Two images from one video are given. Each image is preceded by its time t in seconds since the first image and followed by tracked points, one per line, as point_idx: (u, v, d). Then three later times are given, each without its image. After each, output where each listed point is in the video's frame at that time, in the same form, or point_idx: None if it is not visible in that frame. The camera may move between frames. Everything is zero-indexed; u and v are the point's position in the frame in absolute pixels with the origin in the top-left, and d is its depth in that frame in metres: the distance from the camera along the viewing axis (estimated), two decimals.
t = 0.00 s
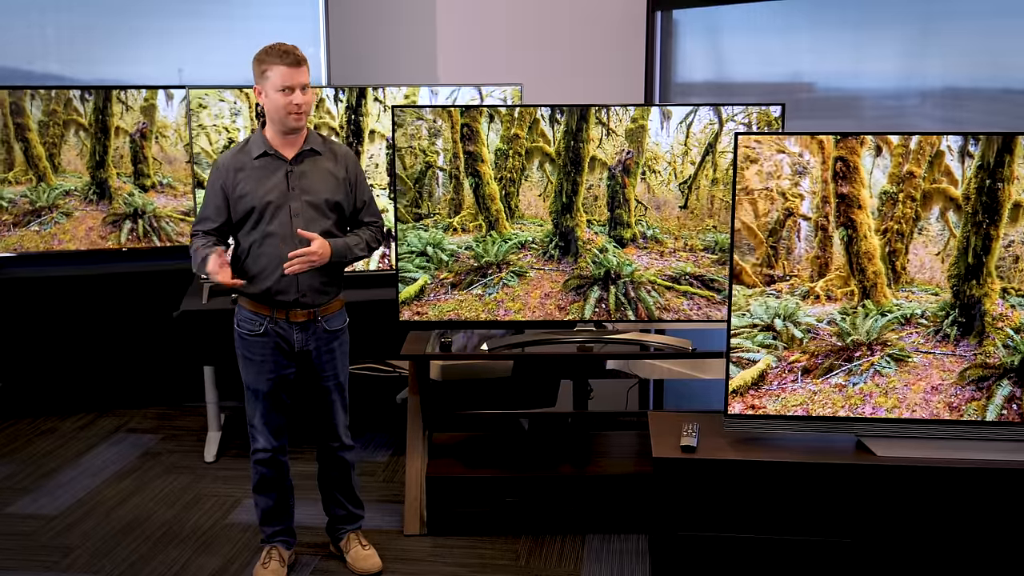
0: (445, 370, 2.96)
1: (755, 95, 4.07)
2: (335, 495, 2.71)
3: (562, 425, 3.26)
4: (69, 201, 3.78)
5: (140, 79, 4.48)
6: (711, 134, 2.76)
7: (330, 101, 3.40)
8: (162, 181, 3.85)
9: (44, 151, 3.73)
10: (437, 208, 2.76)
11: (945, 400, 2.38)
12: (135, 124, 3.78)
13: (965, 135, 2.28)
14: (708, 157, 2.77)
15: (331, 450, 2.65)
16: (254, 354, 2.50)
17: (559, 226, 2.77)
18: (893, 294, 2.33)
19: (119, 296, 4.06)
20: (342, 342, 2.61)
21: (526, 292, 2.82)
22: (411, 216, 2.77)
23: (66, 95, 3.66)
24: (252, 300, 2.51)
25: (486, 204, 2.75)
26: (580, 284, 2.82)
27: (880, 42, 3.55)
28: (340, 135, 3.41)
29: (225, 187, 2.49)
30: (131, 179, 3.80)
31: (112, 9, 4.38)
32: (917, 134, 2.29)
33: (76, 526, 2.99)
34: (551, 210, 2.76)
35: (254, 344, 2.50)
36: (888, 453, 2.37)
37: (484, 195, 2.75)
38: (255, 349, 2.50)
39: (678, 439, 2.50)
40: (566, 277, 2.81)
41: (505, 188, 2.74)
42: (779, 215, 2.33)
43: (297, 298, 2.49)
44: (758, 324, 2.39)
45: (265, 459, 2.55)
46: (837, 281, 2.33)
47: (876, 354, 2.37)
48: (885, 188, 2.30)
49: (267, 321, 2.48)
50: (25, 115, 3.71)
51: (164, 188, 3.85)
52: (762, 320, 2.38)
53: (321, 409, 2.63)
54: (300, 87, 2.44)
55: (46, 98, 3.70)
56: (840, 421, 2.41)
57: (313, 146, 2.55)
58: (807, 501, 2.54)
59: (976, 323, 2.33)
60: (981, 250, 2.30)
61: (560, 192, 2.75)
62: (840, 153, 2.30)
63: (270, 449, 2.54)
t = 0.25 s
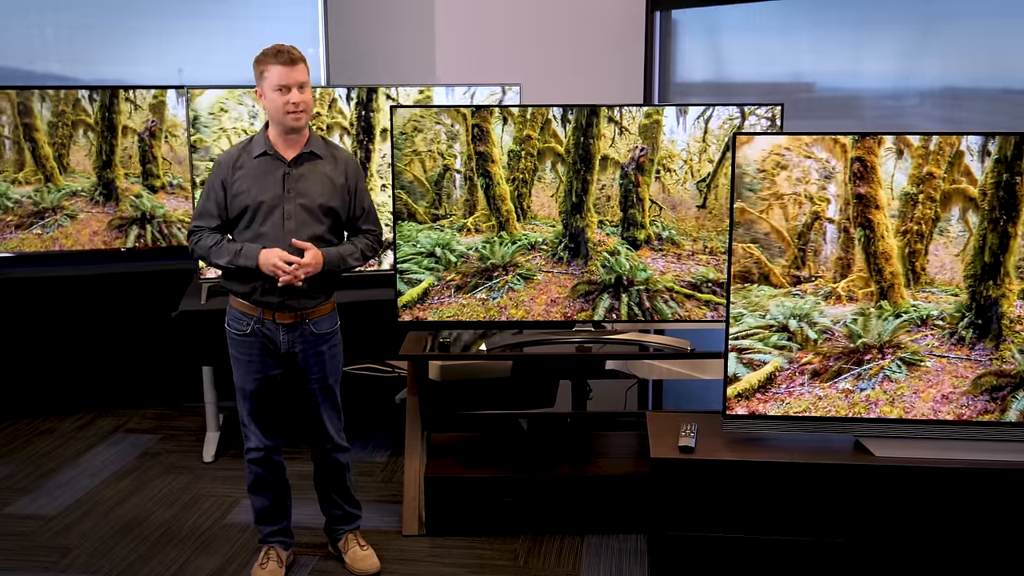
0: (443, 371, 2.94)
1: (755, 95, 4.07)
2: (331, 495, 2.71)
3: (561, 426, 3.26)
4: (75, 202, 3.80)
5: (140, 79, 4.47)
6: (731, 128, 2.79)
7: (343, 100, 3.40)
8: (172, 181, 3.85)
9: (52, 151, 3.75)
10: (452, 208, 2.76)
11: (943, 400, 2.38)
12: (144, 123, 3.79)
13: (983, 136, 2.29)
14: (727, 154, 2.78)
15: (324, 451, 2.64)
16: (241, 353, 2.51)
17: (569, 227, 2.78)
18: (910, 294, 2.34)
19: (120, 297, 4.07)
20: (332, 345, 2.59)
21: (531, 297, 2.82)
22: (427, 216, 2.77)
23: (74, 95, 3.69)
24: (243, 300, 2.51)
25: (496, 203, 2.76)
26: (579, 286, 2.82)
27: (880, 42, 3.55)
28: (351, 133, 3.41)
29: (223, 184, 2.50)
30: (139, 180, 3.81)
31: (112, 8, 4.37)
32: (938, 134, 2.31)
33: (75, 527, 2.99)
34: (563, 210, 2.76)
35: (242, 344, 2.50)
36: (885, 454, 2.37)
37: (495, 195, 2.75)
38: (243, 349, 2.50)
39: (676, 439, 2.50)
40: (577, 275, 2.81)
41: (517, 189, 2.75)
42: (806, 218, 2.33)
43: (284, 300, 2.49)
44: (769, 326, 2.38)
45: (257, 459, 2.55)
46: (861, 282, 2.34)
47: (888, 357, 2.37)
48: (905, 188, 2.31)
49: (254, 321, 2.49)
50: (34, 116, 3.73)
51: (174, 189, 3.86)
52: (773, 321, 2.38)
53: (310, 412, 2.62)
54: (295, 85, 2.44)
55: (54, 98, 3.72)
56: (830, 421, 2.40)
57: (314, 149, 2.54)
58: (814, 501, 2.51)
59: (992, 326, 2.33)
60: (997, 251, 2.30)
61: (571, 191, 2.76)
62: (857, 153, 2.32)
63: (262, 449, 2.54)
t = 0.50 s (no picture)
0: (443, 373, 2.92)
1: (755, 95, 4.06)
2: (329, 496, 2.71)
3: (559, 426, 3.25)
4: (83, 203, 3.80)
5: (140, 78, 4.45)
6: (761, 122, 2.80)
7: (355, 97, 3.42)
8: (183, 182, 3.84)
9: (64, 151, 3.76)
10: (472, 208, 2.76)
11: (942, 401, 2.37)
12: (156, 121, 3.77)
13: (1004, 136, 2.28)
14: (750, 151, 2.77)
15: (323, 451, 2.64)
16: (241, 353, 2.50)
17: (582, 227, 2.78)
18: (931, 295, 2.33)
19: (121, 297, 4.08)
20: (332, 345, 2.58)
21: (539, 303, 2.82)
22: (447, 216, 2.76)
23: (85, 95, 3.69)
24: (242, 300, 2.51)
25: (510, 203, 2.75)
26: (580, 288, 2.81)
27: (880, 42, 3.55)
28: (364, 130, 3.43)
29: (220, 183, 2.50)
30: (151, 181, 3.80)
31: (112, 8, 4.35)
32: (961, 134, 2.29)
33: (72, 527, 2.99)
34: (576, 209, 2.76)
35: (242, 344, 2.50)
36: (883, 454, 2.37)
37: (508, 195, 2.75)
38: (243, 349, 2.50)
39: (675, 440, 2.49)
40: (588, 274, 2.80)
41: (533, 189, 2.75)
42: (834, 221, 2.32)
43: (283, 299, 2.48)
44: (785, 326, 2.37)
45: (256, 459, 2.54)
46: (884, 283, 2.33)
47: (902, 361, 2.36)
48: (928, 190, 2.30)
49: (255, 321, 2.48)
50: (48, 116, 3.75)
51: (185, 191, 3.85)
52: (786, 321, 2.37)
53: (310, 412, 2.61)
54: (292, 83, 2.44)
55: (66, 99, 3.74)
56: (827, 423, 2.39)
57: (311, 147, 2.54)
58: (811, 500, 2.54)
59: (1012, 330, 2.32)
60: (1017, 251, 2.29)
61: (584, 190, 2.75)
62: (879, 152, 2.31)
63: (261, 449, 2.53)
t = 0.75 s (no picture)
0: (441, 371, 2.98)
1: (754, 95, 4.06)
2: (328, 496, 2.71)
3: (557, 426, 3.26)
4: (93, 204, 3.81)
5: (141, 79, 4.44)
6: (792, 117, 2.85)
7: (369, 95, 3.55)
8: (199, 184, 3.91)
9: (75, 150, 3.76)
10: (489, 207, 2.75)
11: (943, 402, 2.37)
12: (170, 119, 3.83)
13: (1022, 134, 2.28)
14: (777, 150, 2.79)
15: (324, 451, 2.64)
16: (243, 353, 2.50)
17: (596, 227, 2.77)
18: (951, 294, 2.33)
19: (120, 297, 4.07)
20: (335, 344, 2.59)
21: (548, 308, 2.82)
22: (466, 214, 2.76)
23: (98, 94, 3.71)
24: (245, 300, 2.51)
25: (524, 201, 2.75)
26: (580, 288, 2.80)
27: (879, 41, 3.55)
28: (377, 127, 3.55)
29: (220, 186, 2.50)
30: (163, 180, 3.86)
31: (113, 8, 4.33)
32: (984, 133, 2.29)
33: (71, 528, 2.98)
34: (590, 209, 2.76)
35: (245, 344, 2.50)
36: (881, 455, 2.36)
37: (521, 193, 2.75)
38: (246, 349, 2.50)
39: (672, 440, 2.49)
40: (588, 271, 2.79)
41: (548, 188, 2.75)
42: (860, 221, 2.32)
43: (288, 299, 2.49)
44: (802, 323, 2.37)
45: (257, 459, 2.54)
46: (906, 281, 2.33)
47: (914, 365, 2.36)
48: (951, 187, 2.31)
49: (258, 321, 2.48)
50: (61, 116, 3.74)
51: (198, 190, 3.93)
52: (800, 318, 2.37)
53: (312, 411, 2.61)
54: (286, 81, 2.43)
55: (79, 99, 3.73)
56: (830, 422, 2.39)
57: (310, 146, 2.53)
58: (800, 499, 2.55)
59: None
60: None
61: (599, 189, 2.75)
62: (900, 148, 2.31)
63: (262, 450, 2.53)
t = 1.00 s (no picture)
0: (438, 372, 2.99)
1: (754, 95, 4.06)
2: (328, 496, 2.70)
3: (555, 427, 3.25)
4: (103, 204, 3.82)
5: (141, 79, 4.43)
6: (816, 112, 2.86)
7: (381, 91, 3.58)
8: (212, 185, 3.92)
9: (86, 149, 3.77)
10: (505, 205, 2.74)
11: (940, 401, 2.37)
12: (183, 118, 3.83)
13: None
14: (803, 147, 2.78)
15: (326, 450, 2.63)
16: (249, 352, 2.49)
17: (611, 228, 2.77)
18: (968, 293, 2.32)
19: (117, 298, 4.06)
20: (339, 343, 2.60)
21: (556, 308, 2.81)
22: (483, 212, 2.75)
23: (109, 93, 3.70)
24: (251, 300, 2.50)
25: (537, 199, 2.75)
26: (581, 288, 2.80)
27: (878, 42, 3.54)
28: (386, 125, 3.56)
29: (220, 187, 2.50)
30: (176, 181, 3.86)
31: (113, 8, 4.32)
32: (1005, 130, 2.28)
33: (68, 528, 2.98)
34: (605, 207, 2.75)
35: (250, 342, 2.50)
36: (879, 455, 2.36)
37: (535, 191, 2.74)
38: (251, 348, 2.49)
39: (670, 441, 2.49)
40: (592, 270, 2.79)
41: (562, 185, 2.74)
42: (882, 219, 2.32)
43: (296, 298, 2.49)
44: (816, 321, 2.36)
45: (259, 459, 2.54)
46: (925, 278, 2.32)
47: (925, 369, 2.36)
48: (971, 183, 2.29)
49: (264, 320, 2.48)
50: (73, 115, 3.74)
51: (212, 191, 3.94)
52: (812, 316, 2.36)
53: (318, 409, 2.62)
54: (276, 80, 2.42)
55: (90, 98, 3.73)
56: (834, 422, 2.39)
57: (309, 147, 2.53)
58: (798, 499, 2.53)
59: None
60: None
61: (614, 188, 2.74)
62: (919, 142, 2.29)
63: (264, 450, 2.53)
